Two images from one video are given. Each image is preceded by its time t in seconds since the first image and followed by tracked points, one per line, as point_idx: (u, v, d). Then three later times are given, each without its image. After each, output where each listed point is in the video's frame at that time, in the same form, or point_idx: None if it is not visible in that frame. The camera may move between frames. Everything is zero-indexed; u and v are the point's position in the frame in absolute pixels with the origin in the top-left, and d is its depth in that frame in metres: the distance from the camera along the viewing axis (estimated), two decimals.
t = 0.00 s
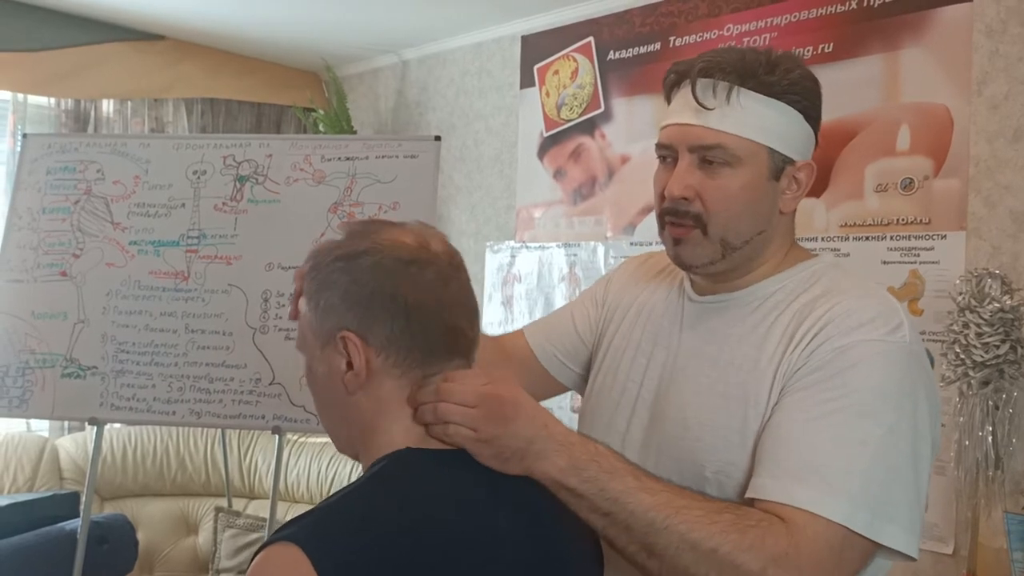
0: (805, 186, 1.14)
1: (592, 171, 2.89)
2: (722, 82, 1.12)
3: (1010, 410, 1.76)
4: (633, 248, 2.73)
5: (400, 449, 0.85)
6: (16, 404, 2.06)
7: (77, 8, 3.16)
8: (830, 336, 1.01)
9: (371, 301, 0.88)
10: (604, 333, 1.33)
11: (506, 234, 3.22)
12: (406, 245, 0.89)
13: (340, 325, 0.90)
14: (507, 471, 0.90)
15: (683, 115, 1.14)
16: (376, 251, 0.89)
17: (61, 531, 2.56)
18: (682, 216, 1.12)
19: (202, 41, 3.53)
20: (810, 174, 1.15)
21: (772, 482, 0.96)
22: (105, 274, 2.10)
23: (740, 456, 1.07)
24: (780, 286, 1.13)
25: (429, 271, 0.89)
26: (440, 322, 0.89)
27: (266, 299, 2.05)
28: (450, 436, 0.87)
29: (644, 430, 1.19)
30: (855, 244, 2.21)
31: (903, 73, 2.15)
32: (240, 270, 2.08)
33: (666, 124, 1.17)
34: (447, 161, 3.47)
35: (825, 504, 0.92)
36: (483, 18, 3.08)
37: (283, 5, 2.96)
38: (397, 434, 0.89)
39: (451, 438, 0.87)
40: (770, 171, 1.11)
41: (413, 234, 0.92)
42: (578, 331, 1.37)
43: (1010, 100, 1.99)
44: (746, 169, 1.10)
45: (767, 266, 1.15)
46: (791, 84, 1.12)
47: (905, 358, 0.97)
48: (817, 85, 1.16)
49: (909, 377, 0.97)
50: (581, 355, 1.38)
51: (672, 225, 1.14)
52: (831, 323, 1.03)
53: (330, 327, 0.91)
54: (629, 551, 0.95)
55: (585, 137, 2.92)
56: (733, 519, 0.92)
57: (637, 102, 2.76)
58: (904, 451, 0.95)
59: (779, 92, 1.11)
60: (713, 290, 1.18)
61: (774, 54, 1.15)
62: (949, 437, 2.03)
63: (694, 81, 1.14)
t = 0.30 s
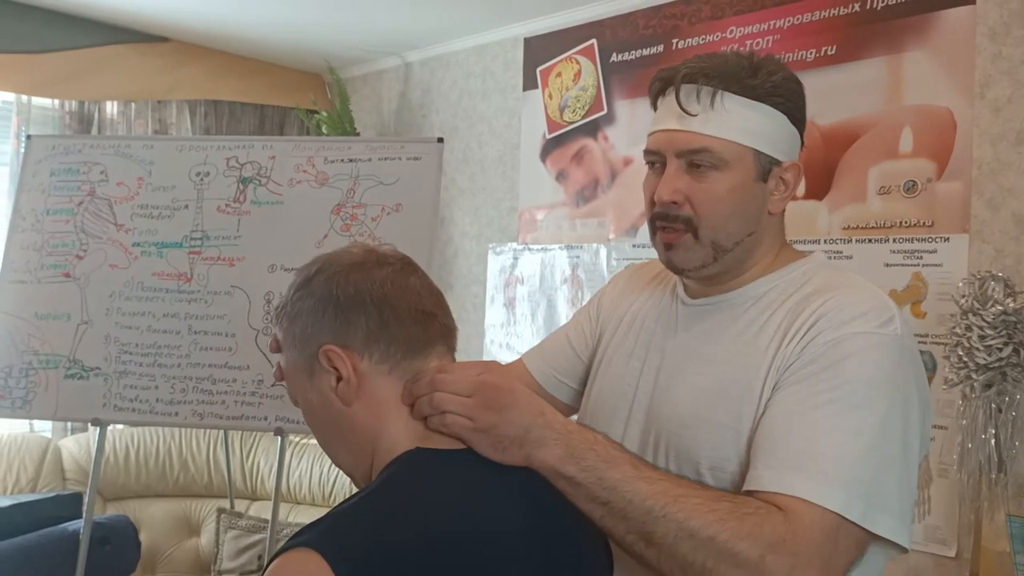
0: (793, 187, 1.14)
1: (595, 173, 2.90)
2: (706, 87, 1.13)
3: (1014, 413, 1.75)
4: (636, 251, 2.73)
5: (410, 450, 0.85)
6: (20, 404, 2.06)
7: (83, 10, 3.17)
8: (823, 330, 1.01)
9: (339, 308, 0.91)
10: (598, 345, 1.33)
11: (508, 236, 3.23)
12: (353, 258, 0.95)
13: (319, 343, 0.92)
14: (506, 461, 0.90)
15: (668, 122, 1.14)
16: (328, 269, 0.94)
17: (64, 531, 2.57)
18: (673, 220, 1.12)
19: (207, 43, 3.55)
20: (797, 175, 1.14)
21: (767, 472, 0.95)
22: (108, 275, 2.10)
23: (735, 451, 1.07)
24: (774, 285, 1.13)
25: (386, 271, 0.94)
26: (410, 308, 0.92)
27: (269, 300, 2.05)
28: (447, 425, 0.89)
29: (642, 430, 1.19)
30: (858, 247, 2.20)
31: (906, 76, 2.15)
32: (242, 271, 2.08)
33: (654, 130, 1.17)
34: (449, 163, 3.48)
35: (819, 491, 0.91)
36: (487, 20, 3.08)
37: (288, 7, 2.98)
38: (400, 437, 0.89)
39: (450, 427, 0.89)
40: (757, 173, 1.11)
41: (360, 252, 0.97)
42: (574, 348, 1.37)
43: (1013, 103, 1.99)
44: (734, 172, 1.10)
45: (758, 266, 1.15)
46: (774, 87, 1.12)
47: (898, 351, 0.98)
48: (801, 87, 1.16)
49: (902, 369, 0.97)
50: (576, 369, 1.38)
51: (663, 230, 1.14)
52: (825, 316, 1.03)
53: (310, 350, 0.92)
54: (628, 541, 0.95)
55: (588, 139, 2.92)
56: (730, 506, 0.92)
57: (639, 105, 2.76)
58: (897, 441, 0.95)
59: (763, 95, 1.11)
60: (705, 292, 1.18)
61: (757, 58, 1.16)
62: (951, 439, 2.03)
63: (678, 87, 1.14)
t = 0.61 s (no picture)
0: (794, 190, 1.14)
1: (597, 175, 2.90)
2: (706, 90, 1.13)
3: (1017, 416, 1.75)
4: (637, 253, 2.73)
5: (405, 455, 0.85)
6: (23, 405, 2.06)
7: (87, 12, 3.18)
8: (827, 336, 1.01)
9: (373, 308, 0.88)
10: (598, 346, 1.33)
11: (511, 238, 3.23)
12: (412, 255, 0.89)
13: (341, 327, 0.90)
14: (510, 471, 0.90)
15: (668, 124, 1.15)
16: (380, 257, 0.89)
17: (66, 532, 2.57)
18: (674, 224, 1.12)
19: (210, 45, 3.55)
20: (798, 178, 1.15)
21: (771, 481, 0.95)
22: (111, 276, 2.10)
23: (737, 456, 1.07)
24: (777, 289, 1.12)
25: (433, 283, 0.89)
26: (441, 329, 0.90)
27: (272, 302, 2.05)
28: (451, 438, 0.87)
29: (642, 431, 1.19)
30: (860, 249, 2.21)
31: (909, 79, 2.15)
32: (245, 273, 2.08)
33: (654, 134, 1.17)
34: (451, 165, 3.48)
35: (823, 499, 0.92)
36: (490, 23, 3.09)
37: (291, 9, 2.98)
38: (400, 442, 0.89)
39: (454, 442, 0.88)
40: (758, 176, 1.11)
41: (420, 242, 0.91)
42: (572, 340, 1.37)
43: (1016, 106, 1.98)
44: (735, 176, 1.10)
45: (758, 270, 1.15)
46: (774, 90, 1.12)
47: (900, 358, 0.98)
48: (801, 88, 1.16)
49: (904, 376, 0.97)
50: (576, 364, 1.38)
51: (664, 233, 1.14)
52: (827, 322, 1.03)
53: (331, 328, 0.91)
54: (635, 551, 0.95)
55: (590, 141, 2.92)
56: (736, 516, 0.92)
57: (640, 108, 2.77)
58: (900, 447, 0.95)
59: (763, 98, 1.11)
60: (706, 294, 1.18)
61: (757, 60, 1.16)
62: (953, 443, 2.02)
63: (678, 91, 1.14)
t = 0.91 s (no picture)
0: (795, 189, 1.14)
1: (598, 177, 2.90)
2: (703, 92, 1.13)
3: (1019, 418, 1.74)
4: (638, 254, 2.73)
5: (397, 458, 0.85)
6: (25, 405, 2.06)
7: (89, 12, 3.18)
8: (828, 344, 1.01)
9: (385, 314, 0.88)
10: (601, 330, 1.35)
11: (512, 239, 3.23)
12: (436, 268, 0.88)
13: (350, 325, 0.90)
14: (506, 483, 0.88)
15: (666, 127, 1.15)
16: (406, 264, 0.88)
17: (67, 533, 2.57)
18: (674, 227, 1.12)
19: (212, 46, 3.56)
20: (799, 177, 1.14)
21: (770, 491, 0.95)
22: (113, 277, 2.11)
23: (737, 463, 1.07)
24: (781, 293, 1.12)
25: (450, 299, 0.89)
26: (449, 347, 0.90)
27: (274, 303, 2.05)
28: (444, 448, 0.86)
29: (639, 434, 1.19)
30: (863, 251, 2.21)
31: (911, 81, 2.15)
32: (247, 274, 2.08)
33: (654, 137, 1.17)
34: (453, 167, 3.48)
35: (821, 513, 0.92)
36: (491, 24, 3.09)
37: (292, 10, 2.98)
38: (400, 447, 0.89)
39: (447, 451, 0.86)
40: (758, 177, 1.11)
41: (445, 252, 0.91)
42: (579, 295, 1.40)
43: (1019, 108, 1.98)
44: (734, 178, 1.10)
45: (760, 272, 1.14)
46: (772, 90, 1.12)
47: (903, 368, 0.98)
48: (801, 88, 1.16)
49: (907, 386, 0.97)
50: (579, 320, 1.43)
51: (665, 236, 1.13)
52: (829, 331, 1.02)
53: (340, 323, 0.91)
54: (631, 561, 0.96)
55: (591, 142, 2.92)
56: (733, 528, 0.92)
57: (642, 109, 2.77)
58: (902, 458, 0.95)
59: (761, 99, 1.11)
60: (710, 296, 1.18)
61: (755, 61, 1.16)
62: (955, 445, 2.02)
63: (675, 93, 1.15)
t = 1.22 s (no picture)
0: (799, 187, 1.14)
1: (598, 177, 2.90)
2: (699, 94, 1.14)
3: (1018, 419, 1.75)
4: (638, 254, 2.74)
5: (389, 459, 0.86)
6: (25, 406, 2.06)
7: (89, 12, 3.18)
8: (825, 347, 1.01)
9: (334, 319, 0.91)
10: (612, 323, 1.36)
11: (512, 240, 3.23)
12: (377, 268, 0.89)
13: (315, 333, 0.95)
14: (482, 482, 0.87)
15: (664, 131, 1.15)
16: (348, 269, 0.90)
17: (67, 533, 2.57)
18: (676, 231, 1.12)
19: (212, 46, 3.56)
20: (803, 175, 1.14)
21: (764, 493, 0.95)
22: (113, 277, 2.11)
23: (730, 464, 1.07)
24: (786, 294, 1.12)
25: (394, 298, 0.89)
26: (392, 349, 0.90)
27: (274, 303, 2.05)
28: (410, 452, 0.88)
29: (641, 431, 1.20)
30: (863, 252, 2.21)
31: (912, 82, 2.15)
32: (247, 274, 2.08)
33: (652, 141, 1.18)
34: (453, 167, 3.48)
35: (813, 517, 0.91)
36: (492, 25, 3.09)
37: (293, 10, 2.98)
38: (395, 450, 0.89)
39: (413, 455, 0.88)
40: (759, 176, 1.10)
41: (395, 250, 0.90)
42: (597, 281, 1.42)
43: (1019, 109, 1.98)
44: (733, 179, 1.09)
45: (766, 273, 1.14)
46: (769, 88, 1.12)
47: (902, 374, 0.97)
48: (800, 87, 1.16)
49: (905, 393, 0.97)
50: (595, 307, 1.44)
51: (668, 241, 1.14)
52: (827, 334, 1.02)
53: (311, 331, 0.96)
54: (613, 564, 0.93)
55: (591, 143, 2.93)
56: (722, 530, 0.92)
57: (642, 110, 2.77)
58: (897, 466, 0.95)
59: (760, 97, 1.11)
60: (717, 297, 1.18)
61: (752, 60, 1.16)
62: (955, 446, 2.02)
63: (671, 96, 1.15)
